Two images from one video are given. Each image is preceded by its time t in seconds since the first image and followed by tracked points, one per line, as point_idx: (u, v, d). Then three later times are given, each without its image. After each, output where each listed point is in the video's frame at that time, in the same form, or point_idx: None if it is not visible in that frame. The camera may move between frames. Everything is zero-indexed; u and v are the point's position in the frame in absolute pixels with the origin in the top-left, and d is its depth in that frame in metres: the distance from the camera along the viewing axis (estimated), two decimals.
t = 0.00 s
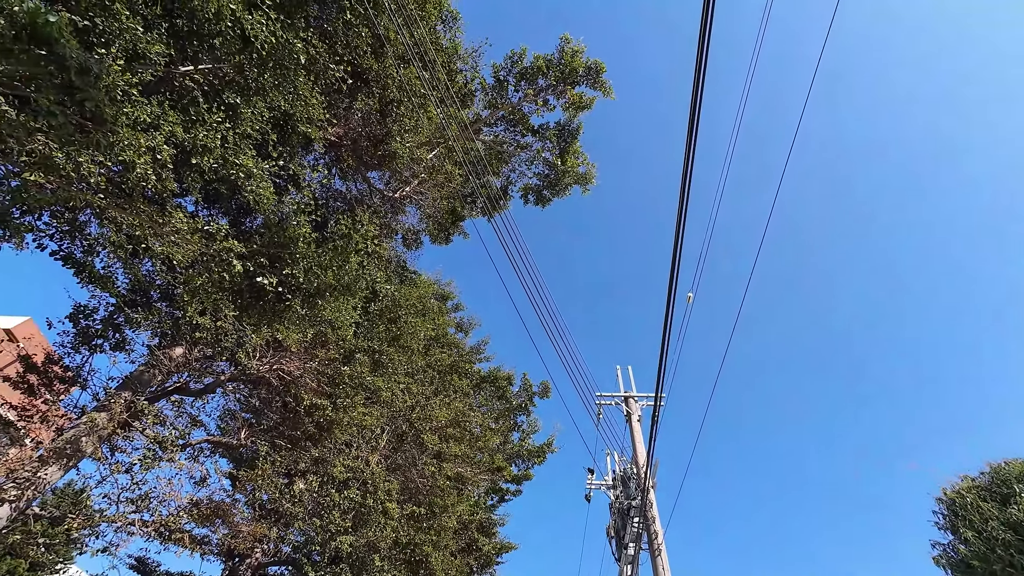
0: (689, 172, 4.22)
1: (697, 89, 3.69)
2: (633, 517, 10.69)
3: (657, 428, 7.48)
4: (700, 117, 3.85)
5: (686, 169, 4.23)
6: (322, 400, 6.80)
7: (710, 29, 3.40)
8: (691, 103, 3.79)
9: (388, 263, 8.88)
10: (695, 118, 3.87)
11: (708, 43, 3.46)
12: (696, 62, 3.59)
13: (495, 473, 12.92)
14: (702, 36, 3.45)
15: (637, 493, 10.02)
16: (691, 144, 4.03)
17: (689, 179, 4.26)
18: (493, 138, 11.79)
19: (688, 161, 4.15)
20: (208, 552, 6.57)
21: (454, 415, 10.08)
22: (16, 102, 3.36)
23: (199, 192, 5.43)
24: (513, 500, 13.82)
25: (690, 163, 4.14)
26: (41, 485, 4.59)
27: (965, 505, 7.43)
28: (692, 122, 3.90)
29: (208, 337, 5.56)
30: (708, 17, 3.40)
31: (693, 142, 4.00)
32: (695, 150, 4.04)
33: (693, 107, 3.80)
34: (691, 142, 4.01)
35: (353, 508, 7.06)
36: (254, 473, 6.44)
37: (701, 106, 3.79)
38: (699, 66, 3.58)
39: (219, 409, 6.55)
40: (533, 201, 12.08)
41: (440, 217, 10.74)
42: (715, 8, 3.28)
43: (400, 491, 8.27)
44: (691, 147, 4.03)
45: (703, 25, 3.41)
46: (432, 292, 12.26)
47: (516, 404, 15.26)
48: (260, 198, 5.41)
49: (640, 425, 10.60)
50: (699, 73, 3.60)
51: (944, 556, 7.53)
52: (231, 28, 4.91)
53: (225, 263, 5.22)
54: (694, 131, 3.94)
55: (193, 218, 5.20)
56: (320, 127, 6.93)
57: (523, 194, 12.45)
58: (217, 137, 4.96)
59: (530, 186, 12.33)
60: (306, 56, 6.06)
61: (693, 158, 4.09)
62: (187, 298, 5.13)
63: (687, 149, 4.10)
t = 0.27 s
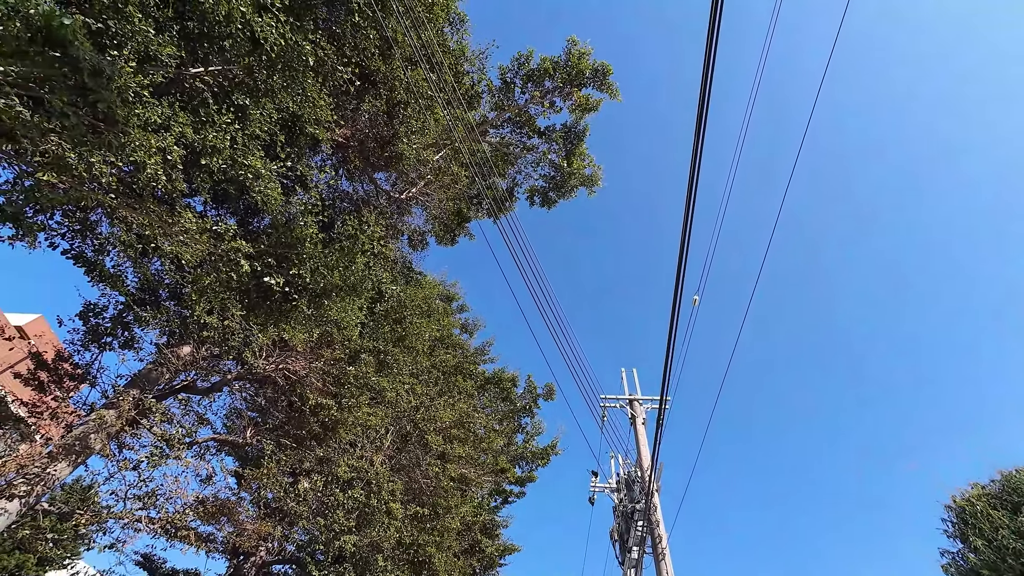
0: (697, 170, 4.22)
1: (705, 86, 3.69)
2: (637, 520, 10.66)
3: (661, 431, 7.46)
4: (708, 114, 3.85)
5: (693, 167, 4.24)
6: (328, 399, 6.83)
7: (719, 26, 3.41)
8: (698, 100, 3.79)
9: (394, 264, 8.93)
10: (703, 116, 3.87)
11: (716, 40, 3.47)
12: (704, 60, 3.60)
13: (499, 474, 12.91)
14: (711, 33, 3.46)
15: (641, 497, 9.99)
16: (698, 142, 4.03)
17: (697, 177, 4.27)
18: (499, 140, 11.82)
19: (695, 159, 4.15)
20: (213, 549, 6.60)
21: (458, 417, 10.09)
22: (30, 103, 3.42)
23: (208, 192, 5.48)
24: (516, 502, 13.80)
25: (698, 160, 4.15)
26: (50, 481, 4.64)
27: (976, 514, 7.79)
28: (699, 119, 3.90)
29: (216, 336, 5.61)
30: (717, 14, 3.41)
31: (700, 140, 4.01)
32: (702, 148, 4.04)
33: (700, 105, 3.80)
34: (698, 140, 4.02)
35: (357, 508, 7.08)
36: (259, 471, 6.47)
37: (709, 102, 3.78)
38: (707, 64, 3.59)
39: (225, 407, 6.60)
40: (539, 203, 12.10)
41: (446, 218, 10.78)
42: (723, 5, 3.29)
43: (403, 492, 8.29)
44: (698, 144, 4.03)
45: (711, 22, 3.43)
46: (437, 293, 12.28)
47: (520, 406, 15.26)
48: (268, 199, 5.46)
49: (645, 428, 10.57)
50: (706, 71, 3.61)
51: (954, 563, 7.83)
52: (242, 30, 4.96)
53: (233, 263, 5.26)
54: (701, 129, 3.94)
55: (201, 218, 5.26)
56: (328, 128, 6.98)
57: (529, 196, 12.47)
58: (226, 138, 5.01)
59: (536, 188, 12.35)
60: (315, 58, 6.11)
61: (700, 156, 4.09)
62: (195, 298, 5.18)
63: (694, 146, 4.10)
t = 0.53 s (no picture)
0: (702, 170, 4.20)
1: (711, 85, 3.67)
2: (639, 522, 10.65)
3: (665, 433, 7.44)
4: (714, 113, 3.82)
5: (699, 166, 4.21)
6: (332, 397, 6.84)
7: (726, 25, 3.39)
8: (705, 99, 3.77)
9: (398, 263, 8.95)
10: (709, 115, 3.85)
11: (723, 39, 3.45)
12: (711, 59, 3.58)
13: (501, 474, 12.92)
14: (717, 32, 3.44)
15: (644, 499, 9.97)
16: (704, 141, 4.01)
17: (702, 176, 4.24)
18: (505, 140, 11.83)
19: (701, 158, 4.13)
20: (217, 546, 6.64)
21: (461, 416, 10.10)
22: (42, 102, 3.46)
23: (215, 190, 5.51)
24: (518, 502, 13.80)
25: (703, 160, 4.12)
26: (57, 475, 4.69)
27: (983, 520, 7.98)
28: (706, 119, 3.88)
29: (221, 333, 5.64)
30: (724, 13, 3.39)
31: (706, 139, 3.98)
32: (708, 148, 4.02)
33: (706, 105, 3.78)
34: (704, 140, 4.00)
35: (360, 506, 7.10)
36: (263, 469, 6.50)
37: (716, 102, 3.76)
38: (714, 63, 3.57)
39: (230, 404, 6.63)
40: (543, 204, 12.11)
41: (451, 218, 10.80)
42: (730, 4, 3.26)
43: (406, 491, 8.30)
44: (704, 144, 4.01)
45: (718, 21, 3.40)
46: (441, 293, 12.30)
47: (523, 406, 15.26)
48: (275, 197, 5.48)
49: (648, 429, 10.55)
50: (713, 70, 3.59)
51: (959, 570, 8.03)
52: (249, 30, 4.99)
53: (239, 261, 5.29)
54: (707, 129, 3.92)
55: (208, 216, 5.29)
56: (334, 128, 7.01)
57: (534, 196, 12.48)
58: (233, 136, 5.03)
59: (541, 189, 12.35)
60: (321, 57, 6.13)
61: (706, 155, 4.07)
62: (201, 295, 5.22)
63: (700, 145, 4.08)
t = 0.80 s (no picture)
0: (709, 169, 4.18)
1: (719, 85, 3.66)
2: (641, 523, 10.64)
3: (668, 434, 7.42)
4: (722, 112, 3.80)
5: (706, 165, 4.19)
6: (336, 395, 6.86)
7: (734, 23, 3.37)
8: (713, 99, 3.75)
9: (403, 262, 8.97)
10: (716, 115, 3.83)
11: (731, 38, 3.43)
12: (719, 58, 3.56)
13: (504, 474, 12.93)
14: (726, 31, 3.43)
15: (647, 500, 9.95)
16: (711, 141, 3.99)
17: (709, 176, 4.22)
18: (510, 139, 11.82)
19: (707, 158, 4.11)
20: (221, 541, 6.69)
21: (465, 415, 10.12)
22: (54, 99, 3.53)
23: (222, 188, 5.55)
24: (520, 502, 13.81)
25: (710, 160, 4.11)
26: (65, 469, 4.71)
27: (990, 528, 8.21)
28: (713, 119, 3.86)
29: (227, 330, 5.68)
30: (732, 12, 3.38)
31: (714, 139, 3.96)
32: (716, 147, 4.00)
33: (714, 104, 3.76)
34: (711, 139, 3.98)
35: (363, 503, 7.13)
36: (267, 465, 6.54)
37: (723, 101, 3.75)
38: (722, 62, 3.55)
39: (235, 400, 6.67)
40: (548, 203, 12.09)
41: (456, 217, 10.81)
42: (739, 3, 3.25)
43: (408, 489, 8.33)
44: (711, 145, 3.99)
45: (727, 19, 3.39)
46: (445, 291, 12.32)
47: (526, 405, 15.27)
48: (281, 195, 5.51)
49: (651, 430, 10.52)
50: (721, 70, 3.57)
51: None
52: (258, 28, 5.01)
53: (245, 259, 5.32)
54: (714, 128, 3.90)
55: (215, 214, 5.32)
56: (341, 126, 7.03)
57: (539, 196, 12.47)
58: (241, 134, 5.06)
59: (546, 189, 12.34)
60: (329, 56, 6.15)
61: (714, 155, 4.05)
62: (208, 292, 5.25)
63: (707, 145, 4.07)
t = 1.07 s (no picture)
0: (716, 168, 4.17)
1: (727, 83, 3.65)
2: (644, 524, 10.62)
3: (672, 435, 7.40)
4: (729, 111, 3.79)
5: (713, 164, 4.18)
6: (341, 392, 6.88)
7: (743, 21, 3.36)
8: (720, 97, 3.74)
9: (408, 260, 8.98)
10: (724, 113, 3.82)
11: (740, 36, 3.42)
12: (727, 57, 3.55)
13: (507, 473, 12.93)
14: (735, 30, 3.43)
15: (650, 501, 9.93)
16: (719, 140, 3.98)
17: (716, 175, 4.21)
18: (516, 138, 11.81)
19: (715, 156, 4.10)
20: (226, 536, 6.73)
21: (468, 414, 10.14)
22: (64, 96, 3.58)
23: (230, 185, 5.57)
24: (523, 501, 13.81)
25: (717, 158, 4.09)
26: (73, 463, 4.76)
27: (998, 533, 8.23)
28: (721, 118, 3.85)
29: (233, 327, 5.72)
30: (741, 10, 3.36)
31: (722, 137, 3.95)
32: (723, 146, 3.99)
33: (722, 103, 3.75)
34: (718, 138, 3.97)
35: (366, 500, 7.16)
36: (272, 461, 6.57)
37: (731, 99, 3.73)
38: (731, 60, 3.54)
39: (240, 397, 6.71)
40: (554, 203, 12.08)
41: (461, 215, 10.81)
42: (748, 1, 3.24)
43: (412, 486, 8.36)
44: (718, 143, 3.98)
45: (736, 18, 3.38)
46: (450, 290, 12.33)
47: (530, 405, 15.26)
48: (288, 192, 5.53)
49: (655, 431, 10.49)
50: (729, 68, 3.56)
51: None
52: (266, 26, 5.03)
53: (252, 256, 5.34)
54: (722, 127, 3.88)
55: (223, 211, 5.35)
56: (347, 124, 7.05)
57: (544, 195, 12.46)
58: (249, 132, 5.09)
59: (551, 188, 12.33)
60: (336, 54, 6.16)
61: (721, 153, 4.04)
62: (215, 288, 5.28)
63: (714, 144, 4.05)
